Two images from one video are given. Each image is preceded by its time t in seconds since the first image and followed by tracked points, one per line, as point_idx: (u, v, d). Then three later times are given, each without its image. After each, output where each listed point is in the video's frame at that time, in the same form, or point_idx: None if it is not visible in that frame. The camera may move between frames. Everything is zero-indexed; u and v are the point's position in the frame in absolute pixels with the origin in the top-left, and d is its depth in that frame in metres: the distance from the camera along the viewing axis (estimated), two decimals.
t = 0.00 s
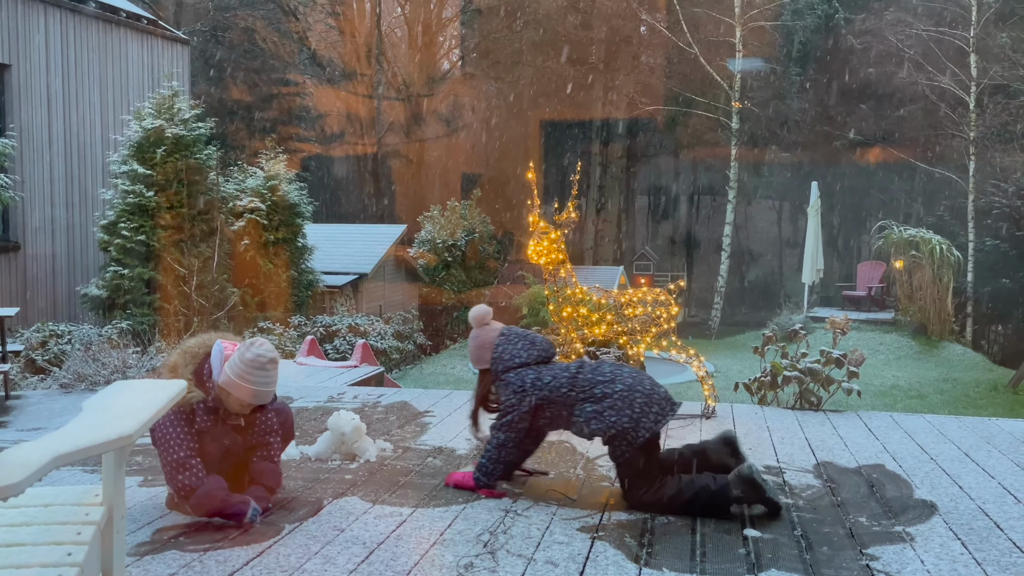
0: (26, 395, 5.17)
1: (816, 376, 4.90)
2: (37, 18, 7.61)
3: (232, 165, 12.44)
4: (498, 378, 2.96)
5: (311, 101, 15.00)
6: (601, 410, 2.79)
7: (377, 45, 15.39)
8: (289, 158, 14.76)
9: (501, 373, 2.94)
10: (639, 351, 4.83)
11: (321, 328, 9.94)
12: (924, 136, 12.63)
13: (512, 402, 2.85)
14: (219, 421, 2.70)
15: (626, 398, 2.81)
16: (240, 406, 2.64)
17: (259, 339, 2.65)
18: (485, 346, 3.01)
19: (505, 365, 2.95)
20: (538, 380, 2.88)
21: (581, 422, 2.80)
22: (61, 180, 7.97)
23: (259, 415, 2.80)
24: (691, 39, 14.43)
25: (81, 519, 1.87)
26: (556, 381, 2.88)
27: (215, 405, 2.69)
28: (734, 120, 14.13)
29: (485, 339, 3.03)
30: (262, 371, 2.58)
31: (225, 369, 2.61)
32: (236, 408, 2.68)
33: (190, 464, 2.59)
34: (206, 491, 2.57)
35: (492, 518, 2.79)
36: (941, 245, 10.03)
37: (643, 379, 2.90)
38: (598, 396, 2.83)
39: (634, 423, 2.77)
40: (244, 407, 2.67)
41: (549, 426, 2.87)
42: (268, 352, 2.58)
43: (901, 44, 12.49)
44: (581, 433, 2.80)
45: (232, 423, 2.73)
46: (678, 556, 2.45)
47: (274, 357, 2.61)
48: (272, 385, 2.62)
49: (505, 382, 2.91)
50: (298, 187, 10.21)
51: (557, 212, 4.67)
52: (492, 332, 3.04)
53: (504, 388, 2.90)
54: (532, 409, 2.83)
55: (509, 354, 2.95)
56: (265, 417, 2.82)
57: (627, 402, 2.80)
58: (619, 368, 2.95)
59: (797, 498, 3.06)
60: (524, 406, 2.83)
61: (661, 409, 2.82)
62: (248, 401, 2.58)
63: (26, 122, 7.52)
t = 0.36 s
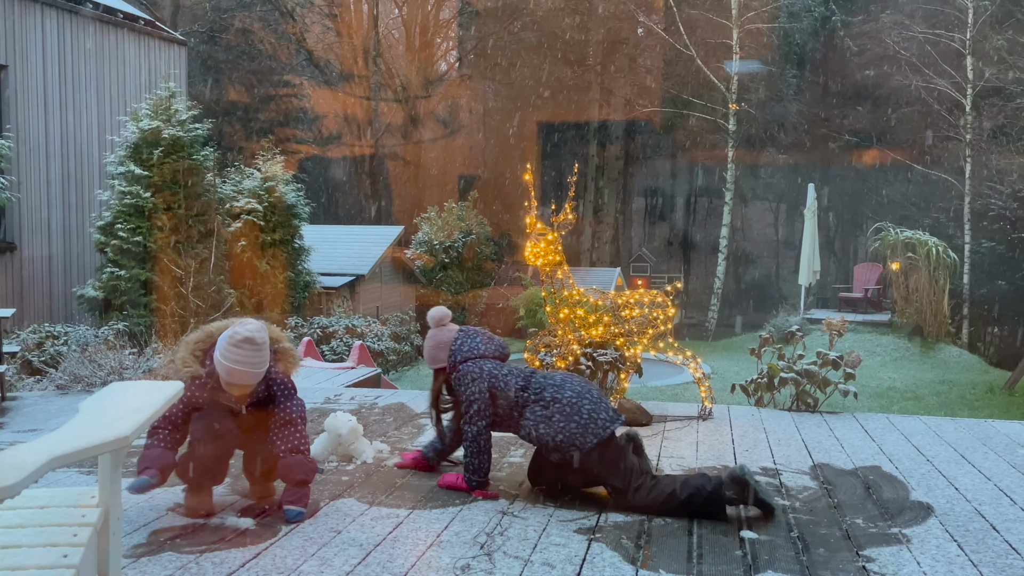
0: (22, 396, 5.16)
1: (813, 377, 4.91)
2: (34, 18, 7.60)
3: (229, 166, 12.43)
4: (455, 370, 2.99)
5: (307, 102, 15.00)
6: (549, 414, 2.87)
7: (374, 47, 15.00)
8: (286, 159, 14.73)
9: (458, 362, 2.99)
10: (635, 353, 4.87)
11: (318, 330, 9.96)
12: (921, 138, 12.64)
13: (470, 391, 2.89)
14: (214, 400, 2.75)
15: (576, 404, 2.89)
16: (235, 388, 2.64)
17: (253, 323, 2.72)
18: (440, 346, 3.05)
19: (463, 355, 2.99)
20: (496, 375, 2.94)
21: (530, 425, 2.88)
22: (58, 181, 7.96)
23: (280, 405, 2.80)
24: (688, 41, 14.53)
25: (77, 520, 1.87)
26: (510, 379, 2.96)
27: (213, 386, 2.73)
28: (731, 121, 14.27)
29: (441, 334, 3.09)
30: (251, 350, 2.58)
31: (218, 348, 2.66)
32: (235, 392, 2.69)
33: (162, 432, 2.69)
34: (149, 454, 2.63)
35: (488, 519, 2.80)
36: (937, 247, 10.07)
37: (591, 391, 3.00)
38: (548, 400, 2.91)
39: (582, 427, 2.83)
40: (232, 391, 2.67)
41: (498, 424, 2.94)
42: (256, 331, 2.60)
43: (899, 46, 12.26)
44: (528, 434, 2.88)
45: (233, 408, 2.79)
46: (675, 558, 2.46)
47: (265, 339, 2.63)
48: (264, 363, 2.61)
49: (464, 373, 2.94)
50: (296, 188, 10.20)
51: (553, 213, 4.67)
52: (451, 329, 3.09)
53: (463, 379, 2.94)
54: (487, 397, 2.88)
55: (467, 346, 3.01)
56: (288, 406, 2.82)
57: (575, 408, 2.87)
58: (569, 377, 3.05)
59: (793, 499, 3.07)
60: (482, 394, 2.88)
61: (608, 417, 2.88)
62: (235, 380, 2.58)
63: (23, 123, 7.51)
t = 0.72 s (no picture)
0: (18, 398, 5.15)
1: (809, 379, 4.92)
2: (29, 18, 7.57)
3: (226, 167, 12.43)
4: (449, 366, 2.97)
5: (304, 103, 15.00)
6: (547, 395, 2.90)
7: (372, 48, 15.11)
8: (284, 160, 14.73)
9: (452, 360, 2.97)
10: (632, 354, 4.85)
11: (315, 331, 9.95)
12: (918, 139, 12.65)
13: (469, 387, 2.89)
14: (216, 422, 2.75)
15: (570, 388, 2.91)
16: (226, 406, 2.65)
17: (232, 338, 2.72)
18: (431, 342, 2.99)
19: (456, 351, 2.98)
20: (493, 366, 2.95)
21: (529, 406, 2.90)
22: (55, 182, 7.94)
23: (282, 416, 2.78)
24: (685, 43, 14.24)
25: (73, 521, 1.87)
26: (507, 368, 2.96)
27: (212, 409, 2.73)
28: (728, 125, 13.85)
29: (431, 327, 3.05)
30: (232, 368, 2.58)
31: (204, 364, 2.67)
32: (228, 408, 2.68)
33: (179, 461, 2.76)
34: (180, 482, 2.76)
35: (485, 521, 2.79)
36: (934, 248, 10.09)
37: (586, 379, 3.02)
38: (545, 384, 2.92)
39: (577, 412, 2.85)
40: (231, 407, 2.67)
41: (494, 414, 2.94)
42: (234, 347, 2.60)
43: (895, 49, 12.34)
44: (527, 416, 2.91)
45: (233, 422, 2.75)
46: (671, 559, 2.46)
47: (245, 354, 2.63)
48: (248, 379, 2.61)
49: (461, 369, 2.93)
50: (293, 190, 10.21)
51: (551, 213, 4.66)
52: (439, 323, 3.06)
53: (460, 373, 2.93)
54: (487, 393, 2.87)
55: (459, 341, 2.99)
56: (290, 416, 2.79)
57: (571, 388, 2.91)
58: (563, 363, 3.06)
59: (791, 501, 3.07)
60: (482, 388, 2.88)
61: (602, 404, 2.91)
62: (220, 398, 2.59)
63: (19, 124, 7.49)
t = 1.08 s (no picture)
0: (14, 399, 5.14)
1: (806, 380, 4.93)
2: (26, 18, 7.56)
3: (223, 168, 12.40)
4: (488, 374, 2.96)
5: (302, 104, 14.93)
6: (564, 426, 2.82)
7: (369, 48, 14.95)
8: (280, 161, 14.67)
9: (491, 370, 2.95)
10: (629, 355, 4.84)
11: (312, 332, 9.94)
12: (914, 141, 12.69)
13: (500, 402, 2.85)
14: (219, 424, 2.74)
15: (587, 429, 2.80)
16: (230, 409, 2.67)
17: (251, 342, 2.73)
18: (478, 341, 3.09)
19: (494, 363, 2.94)
20: (525, 383, 2.88)
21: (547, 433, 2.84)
22: (51, 182, 7.93)
23: (284, 418, 2.78)
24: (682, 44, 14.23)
25: (69, 523, 1.86)
26: (540, 385, 2.89)
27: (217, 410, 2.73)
28: (726, 126, 13.35)
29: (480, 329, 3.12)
30: (245, 372, 2.60)
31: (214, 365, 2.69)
32: (232, 411, 2.69)
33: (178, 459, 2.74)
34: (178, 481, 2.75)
35: (483, 522, 2.79)
36: (931, 249, 10.10)
37: (614, 421, 2.88)
38: (566, 413, 2.83)
39: (580, 452, 2.81)
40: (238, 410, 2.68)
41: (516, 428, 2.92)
42: (249, 352, 2.61)
43: (891, 50, 12.32)
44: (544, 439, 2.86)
45: (236, 425, 2.75)
46: (668, 560, 2.46)
47: (259, 360, 2.63)
48: (257, 384, 2.63)
49: (496, 380, 2.90)
50: (290, 191, 10.21)
51: (548, 216, 4.64)
52: (489, 325, 3.14)
53: (494, 385, 2.90)
54: (514, 409, 2.83)
55: (499, 353, 2.94)
56: (292, 421, 2.79)
57: (587, 426, 2.80)
58: (600, 394, 2.92)
59: (787, 501, 3.08)
60: (507, 402, 2.84)
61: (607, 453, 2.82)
62: (227, 401, 2.61)
63: (16, 125, 7.48)
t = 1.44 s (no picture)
0: (12, 399, 5.14)
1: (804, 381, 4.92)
2: (24, 18, 7.57)
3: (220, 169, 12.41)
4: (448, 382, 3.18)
5: (300, 105, 14.88)
6: (524, 411, 2.94)
7: (367, 49, 15.10)
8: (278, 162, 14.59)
9: (450, 378, 3.17)
10: (627, 356, 4.84)
11: (310, 333, 9.92)
12: (910, 142, 12.68)
13: (455, 403, 3.08)
14: (209, 427, 2.76)
15: (547, 407, 2.92)
16: (223, 412, 2.69)
17: (237, 344, 2.75)
18: (439, 354, 3.31)
19: (453, 370, 3.18)
20: (480, 383, 3.07)
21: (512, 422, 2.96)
22: (49, 183, 7.92)
23: (277, 419, 2.79)
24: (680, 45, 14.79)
25: (66, 524, 1.85)
26: (495, 382, 3.07)
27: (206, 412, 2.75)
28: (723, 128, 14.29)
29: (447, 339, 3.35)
30: (231, 375, 2.62)
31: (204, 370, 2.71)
32: (224, 414, 2.72)
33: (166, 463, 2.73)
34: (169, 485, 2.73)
35: (481, 523, 2.79)
36: (928, 251, 10.14)
37: (573, 390, 3.00)
38: (523, 401, 2.96)
39: (548, 432, 2.89)
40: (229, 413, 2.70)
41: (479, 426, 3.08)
42: (235, 356, 2.63)
43: (888, 52, 12.43)
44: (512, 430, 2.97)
45: (229, 426, 2.77)
46: (666, 561, 2.46)
47: (246, 362, 2.66)
48: (247, 386, 2.65)
49: (455, 383, 3.12)
50: (288, 192, 10.22)
51: (546, 217, 4.62)
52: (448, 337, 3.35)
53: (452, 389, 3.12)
54: (469, 409, 3.05)
55: (456, 360, 3.19)
56: (285, 421, 2.80)
57: (547, 406, 2.92)
58: (553, 372, 3.07)
59: (786, 502, 3.08)
60: (464, 408, 3.05)
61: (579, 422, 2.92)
62: (218, 405, 2.63)
63: (13, 125, 7.48)
